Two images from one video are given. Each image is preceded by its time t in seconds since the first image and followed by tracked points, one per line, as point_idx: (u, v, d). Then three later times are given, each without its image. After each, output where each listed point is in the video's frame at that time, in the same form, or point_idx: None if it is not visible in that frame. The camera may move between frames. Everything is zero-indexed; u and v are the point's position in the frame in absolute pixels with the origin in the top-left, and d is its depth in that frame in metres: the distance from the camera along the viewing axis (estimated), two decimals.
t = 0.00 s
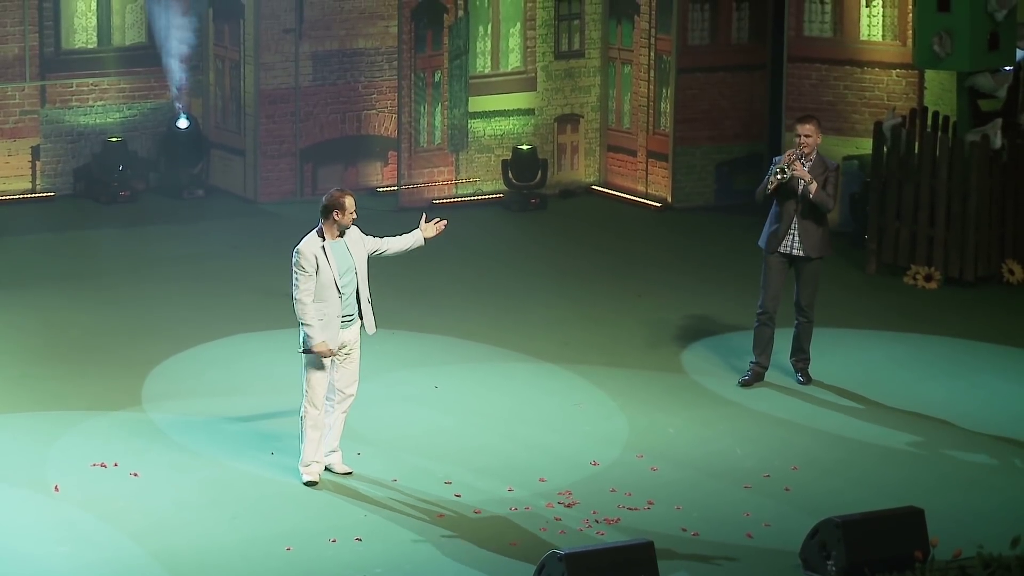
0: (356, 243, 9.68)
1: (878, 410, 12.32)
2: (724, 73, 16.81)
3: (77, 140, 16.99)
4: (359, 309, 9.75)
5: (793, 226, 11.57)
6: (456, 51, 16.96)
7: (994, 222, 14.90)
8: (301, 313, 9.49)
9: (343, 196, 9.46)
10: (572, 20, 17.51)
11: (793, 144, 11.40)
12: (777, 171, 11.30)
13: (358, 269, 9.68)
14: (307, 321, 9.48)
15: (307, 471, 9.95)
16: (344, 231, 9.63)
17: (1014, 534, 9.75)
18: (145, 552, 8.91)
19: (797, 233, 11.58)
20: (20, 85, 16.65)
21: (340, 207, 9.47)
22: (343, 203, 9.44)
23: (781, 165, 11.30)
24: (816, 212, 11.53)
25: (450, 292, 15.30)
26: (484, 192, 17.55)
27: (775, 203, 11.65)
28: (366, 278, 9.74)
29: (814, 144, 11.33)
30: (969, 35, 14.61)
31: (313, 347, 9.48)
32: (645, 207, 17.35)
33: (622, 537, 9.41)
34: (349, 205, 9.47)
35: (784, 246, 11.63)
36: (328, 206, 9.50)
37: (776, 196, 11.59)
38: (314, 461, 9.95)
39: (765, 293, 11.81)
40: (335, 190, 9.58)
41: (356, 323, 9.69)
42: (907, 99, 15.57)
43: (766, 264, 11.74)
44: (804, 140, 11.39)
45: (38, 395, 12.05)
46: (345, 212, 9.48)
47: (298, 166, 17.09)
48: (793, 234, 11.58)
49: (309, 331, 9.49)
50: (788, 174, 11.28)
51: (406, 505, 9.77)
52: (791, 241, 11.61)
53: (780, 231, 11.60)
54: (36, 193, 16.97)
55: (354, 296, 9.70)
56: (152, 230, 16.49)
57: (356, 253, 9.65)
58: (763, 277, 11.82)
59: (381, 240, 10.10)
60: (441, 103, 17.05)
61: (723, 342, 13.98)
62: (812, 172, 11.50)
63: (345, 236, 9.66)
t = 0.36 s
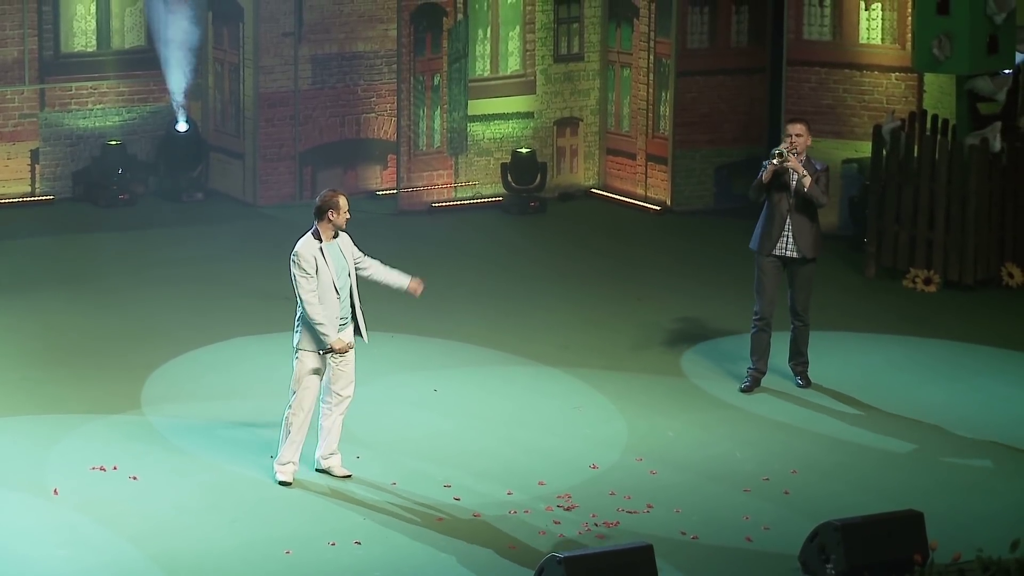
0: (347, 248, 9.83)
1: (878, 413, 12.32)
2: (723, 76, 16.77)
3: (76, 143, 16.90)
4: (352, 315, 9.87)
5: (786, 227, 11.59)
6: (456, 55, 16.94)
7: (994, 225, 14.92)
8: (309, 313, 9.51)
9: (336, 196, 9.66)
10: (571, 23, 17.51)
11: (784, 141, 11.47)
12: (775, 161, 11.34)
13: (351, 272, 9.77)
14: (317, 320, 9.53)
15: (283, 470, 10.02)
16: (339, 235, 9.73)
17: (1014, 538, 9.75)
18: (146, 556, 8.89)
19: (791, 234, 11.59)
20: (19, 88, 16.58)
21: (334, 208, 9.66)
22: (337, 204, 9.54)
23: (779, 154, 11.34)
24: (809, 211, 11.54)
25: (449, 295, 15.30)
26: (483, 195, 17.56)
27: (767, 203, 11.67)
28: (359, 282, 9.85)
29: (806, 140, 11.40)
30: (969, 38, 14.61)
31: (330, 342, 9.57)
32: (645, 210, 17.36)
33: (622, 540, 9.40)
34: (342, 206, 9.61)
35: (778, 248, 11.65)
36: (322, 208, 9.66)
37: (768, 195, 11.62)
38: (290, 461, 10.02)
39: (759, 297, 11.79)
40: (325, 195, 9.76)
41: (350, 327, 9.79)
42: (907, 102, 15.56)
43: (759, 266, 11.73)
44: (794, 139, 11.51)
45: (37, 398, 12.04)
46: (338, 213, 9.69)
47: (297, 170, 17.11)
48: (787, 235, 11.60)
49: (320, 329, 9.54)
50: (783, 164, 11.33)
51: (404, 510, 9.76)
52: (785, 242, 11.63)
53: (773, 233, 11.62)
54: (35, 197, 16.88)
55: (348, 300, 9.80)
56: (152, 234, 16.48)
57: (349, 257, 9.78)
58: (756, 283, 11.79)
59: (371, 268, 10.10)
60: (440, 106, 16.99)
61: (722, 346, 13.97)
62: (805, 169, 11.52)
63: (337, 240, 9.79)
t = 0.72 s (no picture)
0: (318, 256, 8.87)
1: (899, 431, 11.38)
2: (730, 72, 15.89)
3: (42, 143, 15.89)
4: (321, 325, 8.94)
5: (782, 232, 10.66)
6: (445, 49, 16.01)
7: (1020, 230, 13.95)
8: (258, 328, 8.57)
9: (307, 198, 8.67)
10: (569, 16, 16.61)
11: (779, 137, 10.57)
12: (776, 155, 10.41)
13: (322, 282, 8.83)
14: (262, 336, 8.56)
15: (259, 494, 9.05)
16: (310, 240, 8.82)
17: None
18: None
19: (788, 239, 10.65)
20: None
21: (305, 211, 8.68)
22: (308, 207, 8.63)
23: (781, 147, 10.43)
24: (806, 212, 10.62)
25: (438, 305, 14.38)
26: (476, 199, 16.59)
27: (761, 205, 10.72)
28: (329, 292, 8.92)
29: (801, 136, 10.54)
30: (991, 33, 13.72)
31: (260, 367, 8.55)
32: (646, 215, 16.46)
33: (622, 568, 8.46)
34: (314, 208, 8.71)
35: (775, 255, 10.69)
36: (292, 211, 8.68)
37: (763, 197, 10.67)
38: (266, 485, 9.05)
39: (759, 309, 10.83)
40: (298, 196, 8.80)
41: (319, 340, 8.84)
42: (926, 100, 14.68)
43: (756, 275, 10.77)
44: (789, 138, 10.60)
45: None
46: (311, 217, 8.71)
47: (277, 171, 16.13)
48: (784, 240, 10.66)
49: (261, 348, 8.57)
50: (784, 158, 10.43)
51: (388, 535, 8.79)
52: (783, 249, 10.68)
53: (768, 240, 10.67)
54: None
55: (317, 310, 8.86)
56: (122, 239, 15.52)
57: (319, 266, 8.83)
58: (755, 296, 10.83)
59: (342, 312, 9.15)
60: (430, 104, 16.10)
61: (729, 358, 13.06)
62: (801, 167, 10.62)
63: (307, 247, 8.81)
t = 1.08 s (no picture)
0: (275, 271, 8.31)
1: (906, 451, 10.74)
2: (724, 75, 15.22)
3: (5, 150, 15.12)
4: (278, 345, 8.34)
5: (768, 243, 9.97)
6: (427, 52, 15.38)
7: None
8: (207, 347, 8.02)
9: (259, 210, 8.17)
10: (556, 17, 15.94)
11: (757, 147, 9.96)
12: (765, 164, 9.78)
13: (278, 299, 8.27)
14: (212, 356, 8.01)
15: (231, 518, 8.40)
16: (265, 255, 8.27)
17: None
18: None
19: (774, 251, 9.97)
20: None
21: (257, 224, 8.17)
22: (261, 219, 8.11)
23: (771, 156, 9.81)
24: (792, 223, 9.99)
25: (419, 320, 13.72)
26: (458, 209, 15.95)
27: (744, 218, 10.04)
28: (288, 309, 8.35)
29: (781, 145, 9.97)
30: (998, 34, 13.14)
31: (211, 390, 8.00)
32: (637, 224, 15.84)
33: None
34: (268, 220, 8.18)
35: (762, 269, 9.99)
36: (243, 224, 8.16)
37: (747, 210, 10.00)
38: (238, 507, 8.41)
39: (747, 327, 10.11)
40: (249, 210, 8.31)
41: (275, 358, 8.24)
42: (930, 104, 14.02)
43: (742, 291, 10.05)
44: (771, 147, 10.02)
45: None
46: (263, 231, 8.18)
47: (251, 178, 15.36)
48: (770, 252, 9.97)
49: (211, 369, 8.02)
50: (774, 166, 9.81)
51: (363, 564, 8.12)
52: (770, 262, 9.99)
53: (754, 253, 9.98)
54: None
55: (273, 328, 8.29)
56: (88, 250, 14.83)
57: (275, 280, 8.27)
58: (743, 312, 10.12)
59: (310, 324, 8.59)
60: (410, 109, 15.42)
61: (726, 375, 12.43)
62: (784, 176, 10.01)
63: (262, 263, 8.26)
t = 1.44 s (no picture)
0: (239, 281, 7.53)
1: (911, 472, 10.11)
2: (717, 77, 14.64)
3: None
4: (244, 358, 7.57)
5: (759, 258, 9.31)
6: (406, 53, 14.84)
7: None
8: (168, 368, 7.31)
9: (213, 221, 7.38)
10: (539, 17, 15.29)
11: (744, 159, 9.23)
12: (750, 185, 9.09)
13: (242, 310, 7.50)
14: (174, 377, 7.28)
15: (200, 542, 7.68)
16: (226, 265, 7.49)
17: None
18: None
19: (764, 266, 9.31)
20: None
21: (211, 236, 7.37)
22: (213, 232, 7.33)
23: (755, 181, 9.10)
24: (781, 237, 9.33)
25: (397, 334, 13.09)
26: (438, 217, 15.29)
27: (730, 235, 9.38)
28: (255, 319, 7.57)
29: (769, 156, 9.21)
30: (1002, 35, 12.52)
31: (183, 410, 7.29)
32: (625, 234, 15.25)
33: None
34: (222, 231, 7.39)
35: (752, 286, 9.33)
36: (197, 237, 7.39)
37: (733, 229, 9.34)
38: (206, 530, 7.66)
39: (738, 343, 9.49)
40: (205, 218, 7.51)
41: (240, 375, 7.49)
42: (931, 107, 13.47)
43: (731, 309, 9.42)
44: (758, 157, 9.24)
45: None
46: (217, 242, 7.39)
47: (220, 186, 14.69)
48: (761, 267, 9.31)
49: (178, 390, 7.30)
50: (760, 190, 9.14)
51: None
52: (760, 278, 9.32)
53: (743, 269, 9.31)
54: None
55: (239, 341, 7.53)
56: (50, 262, 14.11)
57: (238, 292, 7.50)
58: (733, 327, 9.47)
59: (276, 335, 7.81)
60: (388, 114, 14.88)
61: (720, 391, 11.81)
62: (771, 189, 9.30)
63: (223, 274, 7.49)
